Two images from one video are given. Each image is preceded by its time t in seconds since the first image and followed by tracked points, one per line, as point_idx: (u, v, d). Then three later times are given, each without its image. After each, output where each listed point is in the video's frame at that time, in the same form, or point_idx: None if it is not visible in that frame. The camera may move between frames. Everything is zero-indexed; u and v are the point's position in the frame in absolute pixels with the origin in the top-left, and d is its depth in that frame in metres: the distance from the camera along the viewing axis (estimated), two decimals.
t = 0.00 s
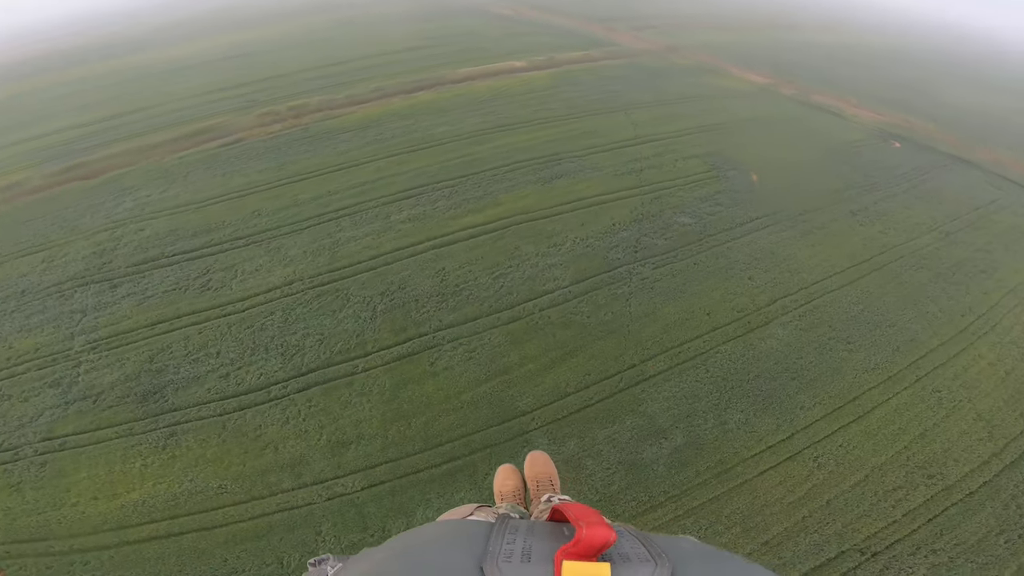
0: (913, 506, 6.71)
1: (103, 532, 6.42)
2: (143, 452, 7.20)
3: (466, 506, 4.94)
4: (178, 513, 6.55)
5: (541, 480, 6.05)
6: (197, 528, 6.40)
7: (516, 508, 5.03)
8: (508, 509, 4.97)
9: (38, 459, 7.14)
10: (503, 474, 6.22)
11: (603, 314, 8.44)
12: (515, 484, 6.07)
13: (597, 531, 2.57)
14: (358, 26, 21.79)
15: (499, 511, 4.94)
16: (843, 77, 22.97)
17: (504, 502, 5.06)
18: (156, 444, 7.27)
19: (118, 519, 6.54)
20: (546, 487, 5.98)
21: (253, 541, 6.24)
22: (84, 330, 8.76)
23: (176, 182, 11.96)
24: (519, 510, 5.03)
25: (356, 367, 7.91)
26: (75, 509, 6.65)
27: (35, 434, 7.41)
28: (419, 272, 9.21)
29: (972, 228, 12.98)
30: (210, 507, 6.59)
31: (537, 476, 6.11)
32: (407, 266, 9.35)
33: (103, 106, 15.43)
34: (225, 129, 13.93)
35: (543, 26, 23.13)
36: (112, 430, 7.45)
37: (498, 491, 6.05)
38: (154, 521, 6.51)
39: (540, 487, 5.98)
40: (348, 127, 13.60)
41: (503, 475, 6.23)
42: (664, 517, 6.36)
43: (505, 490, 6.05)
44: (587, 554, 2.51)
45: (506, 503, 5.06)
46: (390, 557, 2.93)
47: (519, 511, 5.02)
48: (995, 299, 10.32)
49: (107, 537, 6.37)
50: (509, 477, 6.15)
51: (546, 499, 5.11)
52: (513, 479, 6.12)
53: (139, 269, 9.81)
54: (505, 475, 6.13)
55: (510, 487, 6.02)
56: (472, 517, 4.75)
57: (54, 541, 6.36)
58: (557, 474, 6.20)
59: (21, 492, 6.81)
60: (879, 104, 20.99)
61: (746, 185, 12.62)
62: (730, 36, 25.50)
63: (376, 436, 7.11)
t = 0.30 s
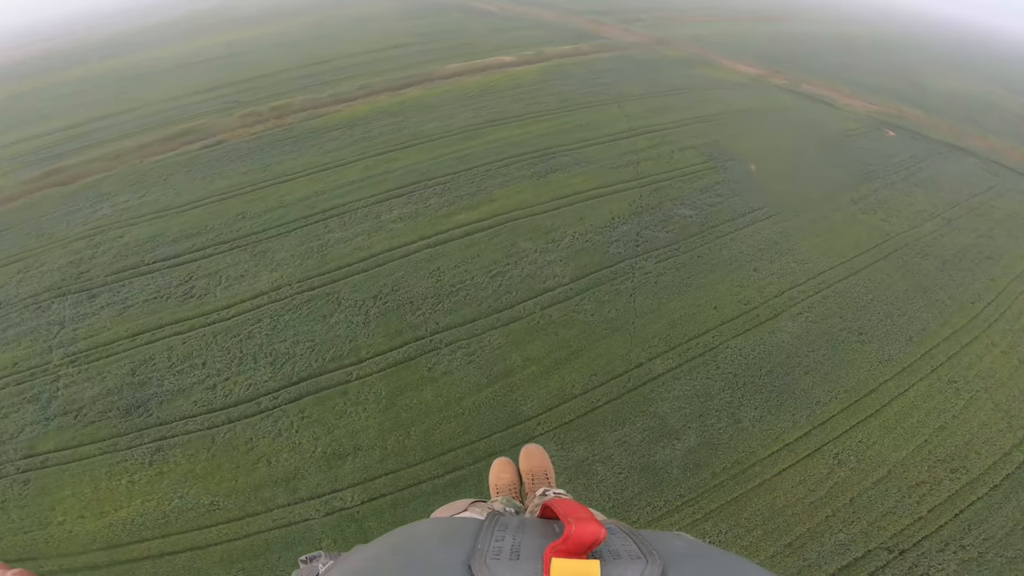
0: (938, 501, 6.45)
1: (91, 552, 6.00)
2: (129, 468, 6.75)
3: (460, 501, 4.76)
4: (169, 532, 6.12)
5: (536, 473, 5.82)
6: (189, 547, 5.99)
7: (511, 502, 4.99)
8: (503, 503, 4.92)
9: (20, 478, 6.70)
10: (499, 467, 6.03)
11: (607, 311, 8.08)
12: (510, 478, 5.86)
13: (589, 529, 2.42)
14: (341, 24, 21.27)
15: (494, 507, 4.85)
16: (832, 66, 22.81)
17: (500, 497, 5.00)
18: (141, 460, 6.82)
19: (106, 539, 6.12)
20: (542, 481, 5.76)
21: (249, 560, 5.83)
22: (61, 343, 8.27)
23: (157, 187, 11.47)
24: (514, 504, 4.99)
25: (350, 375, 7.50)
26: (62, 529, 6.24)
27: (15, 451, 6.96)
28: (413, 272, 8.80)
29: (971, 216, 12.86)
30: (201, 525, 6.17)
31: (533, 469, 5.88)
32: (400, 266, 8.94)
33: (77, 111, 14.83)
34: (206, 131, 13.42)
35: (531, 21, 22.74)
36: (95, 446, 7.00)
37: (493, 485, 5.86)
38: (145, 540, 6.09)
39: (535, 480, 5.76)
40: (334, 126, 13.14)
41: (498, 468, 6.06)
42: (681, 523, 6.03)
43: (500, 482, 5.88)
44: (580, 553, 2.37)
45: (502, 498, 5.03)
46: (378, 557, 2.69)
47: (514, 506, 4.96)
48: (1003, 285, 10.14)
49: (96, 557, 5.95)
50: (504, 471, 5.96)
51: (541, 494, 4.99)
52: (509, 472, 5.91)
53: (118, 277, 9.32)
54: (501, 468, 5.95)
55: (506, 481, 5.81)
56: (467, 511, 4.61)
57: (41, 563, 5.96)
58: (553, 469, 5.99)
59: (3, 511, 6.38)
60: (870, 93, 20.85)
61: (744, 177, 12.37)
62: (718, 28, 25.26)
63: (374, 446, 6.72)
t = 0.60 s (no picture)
0: (968, 497, 6.15)
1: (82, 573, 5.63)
2: (117, 485, 6.34)
3: (460, 494, 4.53)
4: (163, 550, 5.74)
5: (538, 464, 5.57)
6: (185, 566, 5.61)
7: (512, 492, 4.87)
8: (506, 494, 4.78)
9: (4, 496, 6.30)
10: (500, 457, 5.84)
11: (614, 308, 7.73)
12: (511, 469, 5.64)
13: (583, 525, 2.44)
14: (326, 23, 20.77)
15: (495, 497, 4.71)
16: (826, 57, 22.60)
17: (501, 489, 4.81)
18: (130, 476, 6.41)
19: (97, 558, 5.74)
20: (542, 473, 5.50)
21: None
22: (42, 355, 7.82)
23: (140, 191, 11.00)
24: (515, 494, 4.84)
25: (347, 383, 7.11)
26: (51, 547, 5.87)
27: None
28: (410, 273, 8.42)
29: (974, 204, 12.70)
30: (196, 543, 5.78)
31: (534, 460, 5.66)
32: (396, 267, 8.55)
33: (55, 115, 14.29)
34: (190, 133, 12.94)
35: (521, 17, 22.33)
36: (81, 461, 6.59)
37: (494, 477, 5.64)
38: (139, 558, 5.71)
39: (536, 472, 5.52)
40: (323, 125, 12.71)
41: (500, 458, 5.86)
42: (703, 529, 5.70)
43: (501, 473, 5.65)
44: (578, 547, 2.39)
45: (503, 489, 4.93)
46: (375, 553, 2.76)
47: (515, 497, 4.82)
48: (1013, 276, 9.96)
49: None
50: (506, 462, 5.74)
51: (542, 485, 4.90)
52: (510, 462, 5.70)
53: (101, 285, 8.88)
54: (502, 458, 5.74)
55: (506, 472, 5.59)
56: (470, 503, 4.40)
57: None
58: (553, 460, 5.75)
59: None
60: (865, 83, 20.66)
61: (746, 169, 12.09)
62: (710, 20, 24.95)
63: (374, 458, 6.33)
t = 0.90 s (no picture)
0: (1000, 499, 5.83)
1: None
2: (102, 502, 5.92)
3: (461, 494, 4.23)
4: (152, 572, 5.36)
5: (539, 462, 5.37)
6: None
7: (512, 488, 4.81)
8: (507, 490, 4.73)
9: None
10: (500, 452, 5.61)
11: (622, 310, 7.38)
12: (511, 463, 5.42)
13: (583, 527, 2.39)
14: (316, 23, 20.32)
15: (495, 493, 4.66)
16: (822, 54, 22.40)
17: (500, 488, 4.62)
18: (115, 493, 5.99)
19: None
20: (544, 471, 5.30)
21: None
22: (19, 368, 7.37)
23: (124, 196, 10.55)
24: (514, 490, 4.80)
25: (342, 394, 6.72)
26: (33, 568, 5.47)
27: None
28: (407, 277, 8.03)
29: (978, 199, 12.51)
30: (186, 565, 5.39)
31: (534, 457, 5.41)
32: (393, 271, 8.15)
33: (35, 119, 13.76)
34: (176, 135, 12.48)
35: (515, 16, 21.96)
36: (64, 477, 6.16)
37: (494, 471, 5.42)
38: None
39: (537, 469, 5.32)
40: (313, 126, 12.28)
41: (499, 452, 5.66)
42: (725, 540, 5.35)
43: (500, 468, 5.44)
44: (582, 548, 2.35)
45: (503, 485, 4.86)
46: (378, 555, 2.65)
47: (515, 493, 4.76)
48: None
49: None
50: (504, 456, 5.53)
51: (542, 482, 4.89)
52: (510, 456, 5.47)
53: (84, 294, 8.44)
54: (502, 452, 5.50)
55: (506, 467, 5.38)
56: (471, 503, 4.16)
57: None
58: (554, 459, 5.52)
59: None
60: (862, 79, 20.45)
61: (751, 166, 11.78)
62: (705, 17, 24.69)
63: (373, 472, 5.93)
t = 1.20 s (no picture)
0: None
1: None
2: (84, 519, 5.51)
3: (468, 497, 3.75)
4: None
5: (539, 467, 5.13)
6: None
7: (514, 492, 4.61)
8: (508, 494, 4.53)
9: None
10: (501, 456, 5.34)
11: (631, 313, 7.02)
12: (512, 468, 5.18)
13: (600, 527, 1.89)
14: (307, 24, 19.92)
15: (494, 498, 4.35)
16: (820, 51, 22.19)
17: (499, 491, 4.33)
18: (97, 510, 5.57)
19: None
20: (544, 476, 5.07)
21: None
22: None
23: (109, 200, 10.13)
24: (517, 495, 4.60)
25: (338, 406, 6.32)
26: None
27: None
28: (405, 281, 7.64)
29: (986, 195, 12.27)
30: None
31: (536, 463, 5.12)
32: (389, 274, 7.76)
33: (16, 122, 13.28)
34: (164, 138, 12.06)
35: (511, 16, 21.59)
36: (43, 493, 5.74)
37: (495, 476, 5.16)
38: None
39: (537, 474, 5.09)
40: (305, 126, 11.86)
41: (501, 454, 5.41)
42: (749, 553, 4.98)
43: (501, 472, 5.25)
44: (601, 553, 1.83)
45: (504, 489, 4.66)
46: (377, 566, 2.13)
47: (517, 497, 4.56)
48: None
49: None
50: (506, 459, 5.32)
51: (544, 488, 4.54)
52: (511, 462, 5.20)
53: (65, 302, 8.01)
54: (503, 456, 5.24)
55: (506, 471, 5.17)
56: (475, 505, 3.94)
57: None
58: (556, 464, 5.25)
59: None
60: (862, 76, 20.25)
61: (756, 163, 11.50)
62: (701, 15, 24.42)
63: (372, 488, 5.54)
